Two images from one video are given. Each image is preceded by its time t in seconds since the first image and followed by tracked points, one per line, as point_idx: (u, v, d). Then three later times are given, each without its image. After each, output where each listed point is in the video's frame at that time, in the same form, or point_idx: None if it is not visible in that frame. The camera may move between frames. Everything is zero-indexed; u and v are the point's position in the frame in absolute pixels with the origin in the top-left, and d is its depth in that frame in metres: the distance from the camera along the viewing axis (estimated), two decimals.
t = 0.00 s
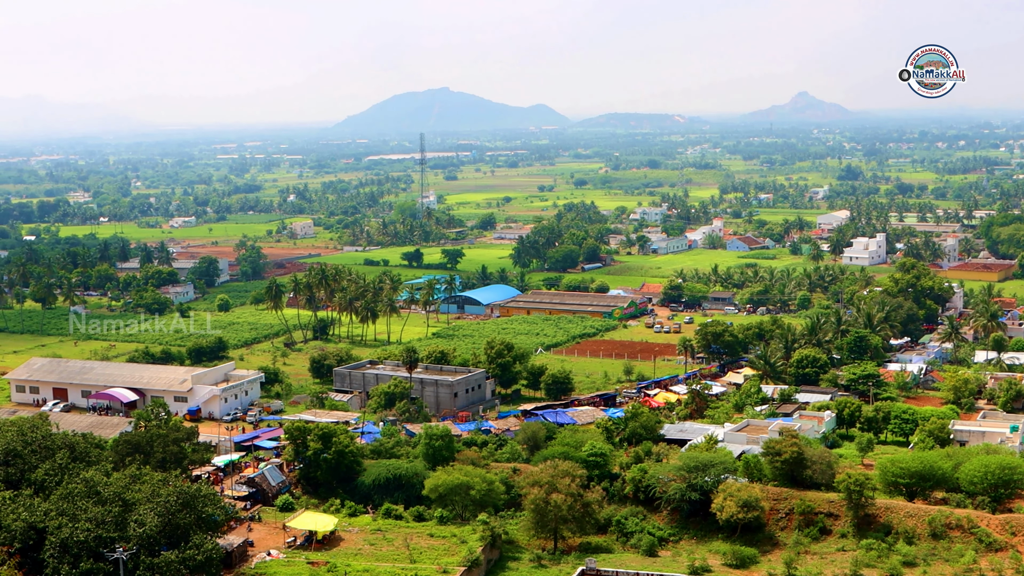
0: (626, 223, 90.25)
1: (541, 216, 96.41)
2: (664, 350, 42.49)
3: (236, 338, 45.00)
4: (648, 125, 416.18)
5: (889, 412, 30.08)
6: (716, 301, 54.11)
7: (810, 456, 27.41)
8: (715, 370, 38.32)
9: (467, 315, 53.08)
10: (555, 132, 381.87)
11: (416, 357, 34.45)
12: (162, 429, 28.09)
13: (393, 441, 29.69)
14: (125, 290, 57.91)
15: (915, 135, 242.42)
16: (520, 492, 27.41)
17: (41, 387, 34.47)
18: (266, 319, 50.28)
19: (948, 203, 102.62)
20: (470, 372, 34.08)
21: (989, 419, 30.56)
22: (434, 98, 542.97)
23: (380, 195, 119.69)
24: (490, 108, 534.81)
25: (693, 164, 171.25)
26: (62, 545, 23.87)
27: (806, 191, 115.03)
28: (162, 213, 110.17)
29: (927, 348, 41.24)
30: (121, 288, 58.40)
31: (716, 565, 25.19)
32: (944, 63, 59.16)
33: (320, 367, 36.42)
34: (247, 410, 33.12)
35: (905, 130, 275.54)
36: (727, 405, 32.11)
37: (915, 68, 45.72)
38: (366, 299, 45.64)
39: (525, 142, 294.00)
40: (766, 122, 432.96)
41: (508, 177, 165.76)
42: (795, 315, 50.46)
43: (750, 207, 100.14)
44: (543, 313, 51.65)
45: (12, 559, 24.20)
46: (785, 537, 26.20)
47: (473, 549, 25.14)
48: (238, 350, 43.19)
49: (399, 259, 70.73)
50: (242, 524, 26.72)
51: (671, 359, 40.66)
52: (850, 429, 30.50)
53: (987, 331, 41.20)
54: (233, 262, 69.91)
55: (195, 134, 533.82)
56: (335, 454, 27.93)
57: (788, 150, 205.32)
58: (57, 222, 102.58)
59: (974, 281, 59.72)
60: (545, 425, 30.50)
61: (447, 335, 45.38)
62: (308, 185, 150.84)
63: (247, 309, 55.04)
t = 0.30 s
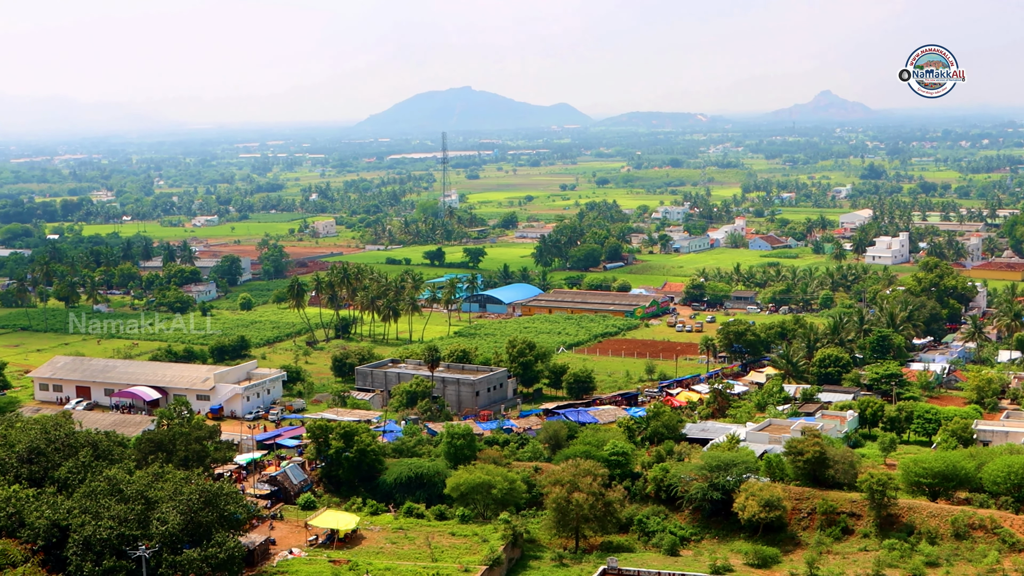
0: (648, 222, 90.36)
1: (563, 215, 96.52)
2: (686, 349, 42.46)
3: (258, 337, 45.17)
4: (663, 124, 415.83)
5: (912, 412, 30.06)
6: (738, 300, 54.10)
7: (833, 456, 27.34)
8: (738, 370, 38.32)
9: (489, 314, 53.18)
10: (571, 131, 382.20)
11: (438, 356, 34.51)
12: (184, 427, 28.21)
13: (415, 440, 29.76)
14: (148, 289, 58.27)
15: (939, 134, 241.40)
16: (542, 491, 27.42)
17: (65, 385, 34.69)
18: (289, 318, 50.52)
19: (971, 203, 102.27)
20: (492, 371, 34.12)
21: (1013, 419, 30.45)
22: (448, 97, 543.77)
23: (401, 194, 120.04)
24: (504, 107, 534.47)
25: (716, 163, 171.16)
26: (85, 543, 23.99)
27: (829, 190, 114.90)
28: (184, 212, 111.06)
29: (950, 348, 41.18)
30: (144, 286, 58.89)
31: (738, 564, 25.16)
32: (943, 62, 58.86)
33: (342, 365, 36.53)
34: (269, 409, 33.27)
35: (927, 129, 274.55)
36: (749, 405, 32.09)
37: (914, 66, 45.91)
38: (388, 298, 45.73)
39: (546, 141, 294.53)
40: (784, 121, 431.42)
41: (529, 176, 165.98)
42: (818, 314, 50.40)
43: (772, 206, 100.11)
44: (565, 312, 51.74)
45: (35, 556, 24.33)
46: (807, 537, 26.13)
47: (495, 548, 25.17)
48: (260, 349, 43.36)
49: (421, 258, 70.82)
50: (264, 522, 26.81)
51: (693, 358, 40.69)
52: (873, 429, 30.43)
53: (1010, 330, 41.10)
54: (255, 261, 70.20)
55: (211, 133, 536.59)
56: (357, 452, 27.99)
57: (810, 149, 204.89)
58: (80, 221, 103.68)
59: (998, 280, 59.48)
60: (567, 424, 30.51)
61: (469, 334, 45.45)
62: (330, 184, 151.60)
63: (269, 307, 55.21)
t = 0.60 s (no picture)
0: (667, 221, 90.46)
1: (583, 214, 96.68)
2: (705, 347, 42.43)
3: (277, 335, 45.34)
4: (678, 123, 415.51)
5: (931, 411, 30.00)
6: (758, 298, 54.16)
7: (852, 455, 27.25)
8: (756, 368, 38.35)
9: (509, 312, 53.22)
10: (587, 130, 382.25)
11: (457, 355, 34.57)
12: (203, 425, 28.31)
13: (433, 438, 29.79)
14: (167, 286, 58.91)
15: (960, 133, 240.55)
16: (561, 490, 27.39)
17: (85, 383, 34.81)
18: (307, 315, 50.71)
19: (992, 201, 101.89)
20: (511, 370, 34.16)
21: None
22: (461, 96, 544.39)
23: (420, 192, 120.23)
24: (518, 106, 534.47)
25: (736, 161, 170.90)
26: (105, 540, 24.10)
27: (849, 188, 114.82)
28: (204, 210, 111.75)
29: (970, 347, 41.12)
30: (163, 284, 59.27)
31: (757, 563, 25.12)
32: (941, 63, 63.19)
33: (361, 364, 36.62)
34: (289, 407, 33.36)
35: (947, 128, 273.35)
36: (769, 404, 32.06)
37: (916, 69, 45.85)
38: (406, 296, 45.75)
39: (564, 141, 294.83)
40: (799, 120, 430.24)
41: (547, 174, 166.21)
42: (837, 313, 50.36)
43: (791, 204, 100.05)
44: (584, 311, 51.82)
45: (55, 553, 24.45)
46: (827, 537, 26.05)
47: (513, 546, 25.19)
48: (279, 347, 43.49)
49: (440, 257, 70.88)
50: (283, 519, 26.91)
51: (712, 357, 40.70)
52: (892, 429, 30.39)
53: None
54: (275, 259, 70.45)
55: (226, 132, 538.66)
56: (375, 451, 28.04)
57: (830, 147, 204.46)
58: (100, 220, 104.52)
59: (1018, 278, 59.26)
60: (586, 423, 30.47)
61: (488, 332, 45.51)
62: (349, 183, 152.00)
63: (288, 305, 55.40)
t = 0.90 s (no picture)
0: (691, 220, 90.62)
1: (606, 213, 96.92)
2: (728, 347, 42.42)
3: (300, 334, 45.55)
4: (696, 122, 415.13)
5: (956, 412, 29.88)
6: (782, 297, 54.21)
7: (876, 456, 27.16)
8: (780, 368, 38.37)
9: (531, 311, 53.10)
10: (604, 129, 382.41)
11: (480, 354, 34.63)
12: (227, 424, 28.45)
13: (456, 437, 29.83)
14: (191, 285, 60.02)
15: (986, 132, 239.46)
16: (584, 490, 27.38)
17: (109, 381, 34.99)
18: (330, 314, 50.88)
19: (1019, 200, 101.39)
20: (534, 369, 34.19)
21: None
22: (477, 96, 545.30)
23: (443, 191, 120.53)
24: (533, 105, 534.43)
25: (760, 160, 170.57)
26: (129, 538, 24.19)
27: (873, 187, 114.56)
28: (227, 209, 112.44)
29: (996, 347, 40.97)
30: (187, 283, 59.88)
31: (780, 563, 25.05)
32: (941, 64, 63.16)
33: (384, 363, 36.69)
34: (312, 406, 33.49)
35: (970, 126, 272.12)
36: (792, 403, 32.00)
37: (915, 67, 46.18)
38: (429, 295, 45.76)
39: (587, 139, 294.99)
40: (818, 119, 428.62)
41: (570, 173, 166.39)
42: (861, 313, 50.33)
43: (815, 203, 99.99)
44: (607, 310, 51.92)
45: (80, 551, 24.56)
46: (850, 537, 25.95)
47: (535, 546, 25.20)
48: (302, 346, 43.65)
49: (462, 257, 70.71)
50: (306, 518, 26.99)
51: (736, 356, 40.72)
52: (916, 429, 30.31)
53: None
54: (298, 258, 70.80)
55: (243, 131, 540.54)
56: (398, 450, 28.08)
57: (854, 146, 203.88)
58: (124, 219, 105.43)
59: None
60: (609, 423, 30.46)
61: (511, 331, 45.60)
62: (372, 182, 152.85)
63: (311, 304, 55.68)
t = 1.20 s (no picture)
0: (714, 219, 90.81)
1: (629, 212, 97.18)
2: (751, 347, 42.38)
3: (322, 332, 45.74)
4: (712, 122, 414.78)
5: (980, 412, 29.77)
6: (805, 297, 53.91)
7: (899, 456, 27.10)
8: (803, 368, 38.43)
9: (554, 311, 53.19)
10: (620, 129, 383.07)
11: (502, 353, 34.72)
12: (250, 423, 28.57)
13: (478, 437, 29.87)
14: (214, 284, 61.13)
15: (1013, 131, 238.45)
16: (606, 489, 27.36)
17: (133, 380, 35.14)
18: (353, 314, 51.06)
19: None
20: (556, 369, 34.22)
21: None
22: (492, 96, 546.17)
23: (466, 191, 120.90)
24: (548, 104, 534.40)
25: (784, 159, 170.39)
26: (152, 536, 24.23)
27: (897, 187, 114.37)
28: (251, 208, 113.07)
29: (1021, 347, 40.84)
30: (210, 283, 60.84)
31: (803, 564, 25.00)
32: (942, 63, 58.87)
33: (407, 362, 36.76)
34: (335, 405, 33.59)
35: (992, 125, 271.09)
36: (816, 403, 31.97)
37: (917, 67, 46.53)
38: (452, 295, 45.72)
39: (610, 138, 295.72)
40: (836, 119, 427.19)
41: (593, 173, 166.83)
42: (885, 312, 50.36)
43: (839, 203, 100.02)
44: (629, 309, 52.02)
45: (103, 549, 24.61)
46: (874, 537, 25.86)
47: (558, 545, 25.21)
48: (324, 345, 43.80)
49: (485, 257, 70.63)
50: (328, 517, 27.08)
51: (758, 356, 40.77)
52: (940, 429, 30.23)
53: None
54: (321, 257, 71.31)
55: (259, 130, 543.75)
56: (420, 449, 28.11)
57: (877, 146, 203.49)
58: (148, 218, 106.35)
59: None
60: (632, 422, 30.41)
61: (534, 331, 45.67)
62: (395, 182, 153.58)
63: (334, 303, 56.12)
